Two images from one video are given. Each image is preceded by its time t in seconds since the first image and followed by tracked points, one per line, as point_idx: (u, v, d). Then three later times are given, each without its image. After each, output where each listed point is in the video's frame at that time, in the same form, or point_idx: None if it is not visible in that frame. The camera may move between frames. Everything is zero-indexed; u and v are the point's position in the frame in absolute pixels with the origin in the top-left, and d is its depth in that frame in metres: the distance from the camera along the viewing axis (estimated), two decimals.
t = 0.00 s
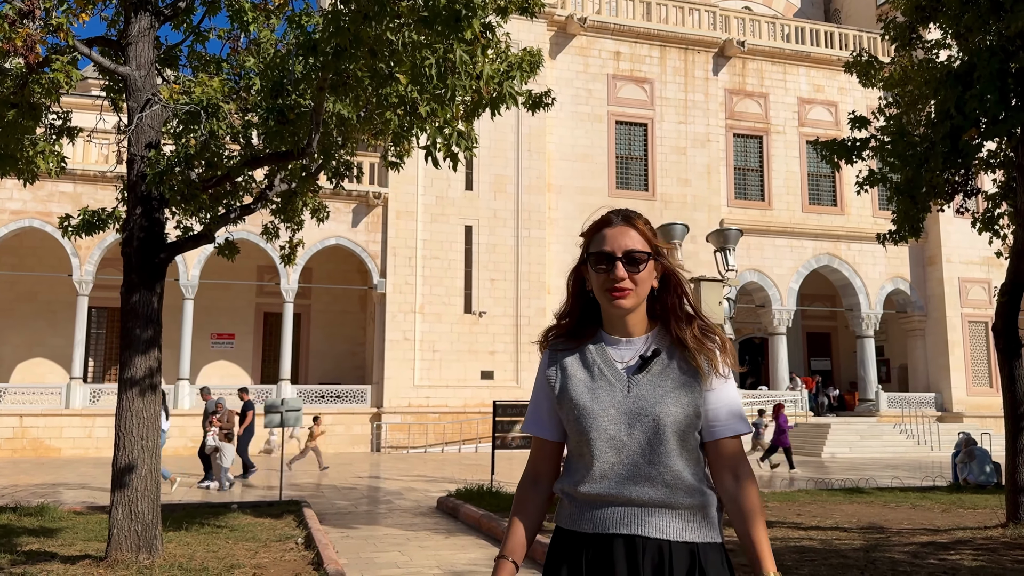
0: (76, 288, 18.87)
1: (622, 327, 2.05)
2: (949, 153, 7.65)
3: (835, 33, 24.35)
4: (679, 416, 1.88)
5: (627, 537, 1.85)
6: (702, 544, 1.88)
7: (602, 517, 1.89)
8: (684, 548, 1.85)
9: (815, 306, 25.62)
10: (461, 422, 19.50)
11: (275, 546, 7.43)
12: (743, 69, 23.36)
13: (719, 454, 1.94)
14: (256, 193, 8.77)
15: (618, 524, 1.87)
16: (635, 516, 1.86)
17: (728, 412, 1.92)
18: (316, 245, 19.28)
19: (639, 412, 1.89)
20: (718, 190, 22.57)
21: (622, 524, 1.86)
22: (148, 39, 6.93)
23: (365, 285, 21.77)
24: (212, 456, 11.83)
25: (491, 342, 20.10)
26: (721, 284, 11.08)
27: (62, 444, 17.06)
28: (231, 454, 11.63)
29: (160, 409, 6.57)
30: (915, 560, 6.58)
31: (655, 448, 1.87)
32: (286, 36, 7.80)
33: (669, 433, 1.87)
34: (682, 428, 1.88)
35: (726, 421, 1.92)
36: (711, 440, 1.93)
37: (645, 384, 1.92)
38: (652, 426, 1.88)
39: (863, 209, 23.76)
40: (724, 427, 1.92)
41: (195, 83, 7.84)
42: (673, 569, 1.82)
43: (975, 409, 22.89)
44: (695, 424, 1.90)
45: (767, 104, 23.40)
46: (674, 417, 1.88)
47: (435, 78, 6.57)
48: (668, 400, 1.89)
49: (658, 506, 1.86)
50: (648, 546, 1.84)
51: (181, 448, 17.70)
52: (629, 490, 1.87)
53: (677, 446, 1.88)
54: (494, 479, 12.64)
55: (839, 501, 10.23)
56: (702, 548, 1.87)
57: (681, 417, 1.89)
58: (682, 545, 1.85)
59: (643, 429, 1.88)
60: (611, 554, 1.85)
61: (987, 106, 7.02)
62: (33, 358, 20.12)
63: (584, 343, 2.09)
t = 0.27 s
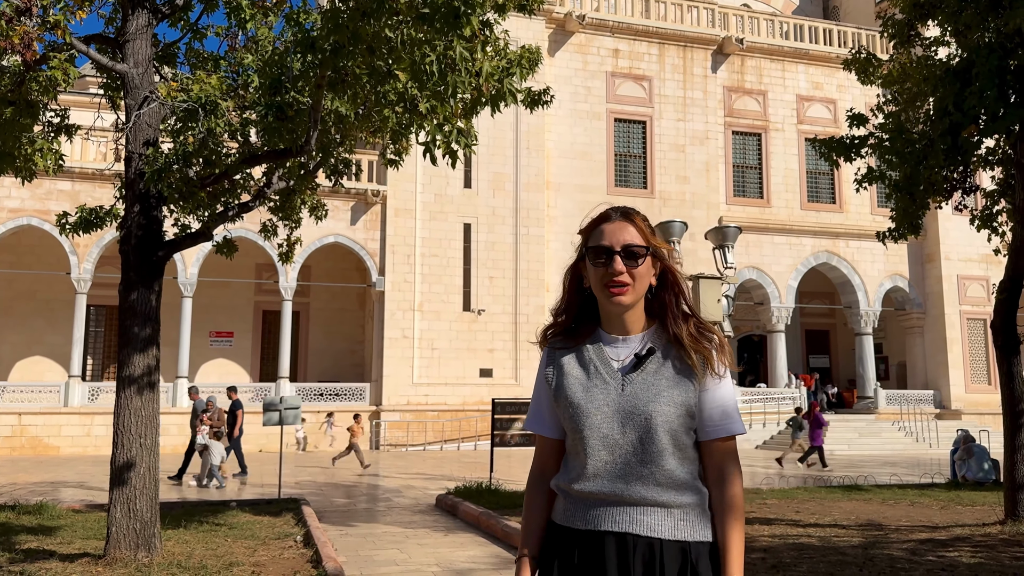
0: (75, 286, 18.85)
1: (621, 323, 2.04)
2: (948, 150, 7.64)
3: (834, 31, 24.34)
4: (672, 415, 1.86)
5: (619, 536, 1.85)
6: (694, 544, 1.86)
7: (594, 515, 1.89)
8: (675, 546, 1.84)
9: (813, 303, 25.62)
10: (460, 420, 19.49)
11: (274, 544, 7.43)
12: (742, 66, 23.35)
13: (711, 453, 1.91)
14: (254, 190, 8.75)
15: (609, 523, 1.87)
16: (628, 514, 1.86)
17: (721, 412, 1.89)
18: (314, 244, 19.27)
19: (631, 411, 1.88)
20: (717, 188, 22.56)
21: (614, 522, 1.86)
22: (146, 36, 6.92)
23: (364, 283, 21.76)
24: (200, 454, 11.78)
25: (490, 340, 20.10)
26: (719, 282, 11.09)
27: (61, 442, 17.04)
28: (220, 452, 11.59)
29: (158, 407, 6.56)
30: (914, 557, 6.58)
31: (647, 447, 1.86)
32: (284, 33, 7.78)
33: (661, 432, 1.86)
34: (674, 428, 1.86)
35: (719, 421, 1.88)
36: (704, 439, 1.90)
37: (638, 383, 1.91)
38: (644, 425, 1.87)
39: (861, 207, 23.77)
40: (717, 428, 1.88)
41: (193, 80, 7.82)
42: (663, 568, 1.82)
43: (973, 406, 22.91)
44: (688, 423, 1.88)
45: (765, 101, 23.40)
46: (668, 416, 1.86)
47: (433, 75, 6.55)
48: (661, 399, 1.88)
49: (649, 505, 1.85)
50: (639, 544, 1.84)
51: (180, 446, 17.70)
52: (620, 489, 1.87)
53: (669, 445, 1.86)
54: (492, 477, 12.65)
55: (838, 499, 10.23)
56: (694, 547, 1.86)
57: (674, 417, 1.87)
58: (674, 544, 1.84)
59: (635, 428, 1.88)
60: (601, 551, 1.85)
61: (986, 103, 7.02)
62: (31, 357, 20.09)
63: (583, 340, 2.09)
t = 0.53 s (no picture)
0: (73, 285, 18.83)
1: (616, 322, 2.03)
2: (947, 148, 7.62)
3: (833, 29, 24.34)
4: (663, 414, 1.85)
5: (610, 533, 1.86)
6: (687, 542, 1.85)
7: (588, 512, 1.90)
8: (666, 545, 1.83)
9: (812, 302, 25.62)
10: (459, 419, 19.49)
11: (273, 542, 7.43)
12: (741, 65, 23.35)
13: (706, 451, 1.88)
14: (252, 189, 8.74)
15: (602, 521, 1.87)
16: (620, 513, 1.86)
17: (716, 410, 1.87)
18: (313, 242, 19.26)
19: (624, 410, 1.88)
20: (715, 186, 22.55)
21: (606, 520, 1.86)
22: (144, 34, 6.89)
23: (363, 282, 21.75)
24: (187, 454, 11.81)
25: (489, 339, 20.09)
26: (718, 280, 11.10)
27: (60, 441, 17.03)
28: (209, 452, 11.67)
29: (157, 405, 6.56)
30: (913, 555, 6.59)
31: (639, 446, 1.86)
32: (282, 32, 7.76)
33: (653, 431, 1.85)
34: (666, 427, 1.85)
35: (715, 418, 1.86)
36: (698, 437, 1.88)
37: (630, 382, 1.90)
38: (636, 423, 1.86)
39: (860, 205, 23.78)
40: (712, 426, 1.86)
41: (192, 79, 7.81)
42: (653, 567, 1.81)
43: (972, 405, 22.93)
44: (681, 422, 1.87)
45: (764, 100, 23.40)
46: (660, 415, 1.85)
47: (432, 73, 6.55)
48: (653, 398, 1.86)
49: (640, 504, 1.85)
50: (630, 543, 1.83)
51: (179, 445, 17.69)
52: (612, 487, 1.87)
53: (661, 444, 1.85)
54: (491, 475, 12.65)
55: (836, 497, 10.24)
56: (686, 545, 1.84)
57: (667, 416, 1.86)
58: (666, 542, 1.83)
59: (627, 426, 1.87)
60: (594, 549, 1.86)
61: (985, 101, 7.02)
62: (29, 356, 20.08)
63: (580, 339, 2.09)
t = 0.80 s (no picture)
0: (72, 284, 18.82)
1: (612, 320, 2.03)
2: (945, 148, 7.63)
3: (832, 28, 24.34)
4: (660, 412, 1.86)
5: (608, 533, 1.86)
6: (685, 541, 1.85)
7: (585, 512, 1.90)
8: (664, 544, 1.84)
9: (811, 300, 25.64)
10: (458, 418, 19.49)
11: (272, 542, 7.43)
12: (740, 64, 23.36)
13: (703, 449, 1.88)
14: (252, 189, 8.74)
15: (600, 520, 1.88)
16: (617, 513, 1.86)
17: (712, 408, 1.87)
18: (312, 242, 19.25)
19: (620, 409, 1.89)
20: (714, 186, 22.55)
21: (604, 520, 1.87)
22: (143, 34, 6.89)
23: (362, 281, 21.75)
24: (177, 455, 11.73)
25: (489, 338, 20.09)
26: (718, 280, 11.10)
27: (59, 441, 17.03)
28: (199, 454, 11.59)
29: (156, 405, 6.55)
30: (912, 554, 6.59)
31: (636, 445, 1.86)
32: (281, 31, 7.75)
33: (650, 431, 1.85)
34: (664, 425, 1.85)
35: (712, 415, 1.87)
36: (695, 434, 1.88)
37: (627, 380, 1.90)
38: (633, 422, 1.87)
39: (859, 204, 23.79)
40: (709, 424, 1.86)
41: (190, 78, 7.80)
42: (651, 567, 1.81)
43: (971, 404, 22.94)
44: (679, 421, 1.87)
45: (763, 99, 23.41)
46: (657, 413, 1.86)
47: (432, 74, 6.55)
48: (650, 396, 1.87)
49: (638, 503, 1.85)
50: (628, 543, 1.84)
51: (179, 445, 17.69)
52: (609, 487, 1.87)
53: (658, 443, 1.85)
54: (491, 474, 12.66)
55: (836, 496, 10.25)
56: (683, 544, 1.84)
57: (664, 415, 1.86)
58: (664, 540, 1.84)
59: (624, 425, 1.88)
60: (591, 549, 1.87)
61: (983, 100, 7.03)
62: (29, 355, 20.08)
63: (577, 339, 2.09)
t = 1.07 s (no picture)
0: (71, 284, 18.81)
1: (607, 317, 2.03)
2: (944, 147, 7.64)
3: (830, 28, 24.35)
4: (660, 409, 1.85)
5: (609, 533, 1.86)
6: (684, 538, 1.85)
7: (585, 511, 1.90)
8: (665, 543, 1.84)
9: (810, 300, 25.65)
10: (458, 418, 19.49)
11: (272, 542, 7.43)
12: (738, 63, 23.37)
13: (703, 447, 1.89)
14: (251, 189, 8.73)
15: (599, 519, 1.87)
16: (617, 511, 1.86)
17: (710, 404, 1.88)
18: (312, 242, 19.25)
19: (618, 406, 1.88)
20: (714, 185, 22.55)
21: (604, 519, 1.87)
22: (142, 34, 6.88)
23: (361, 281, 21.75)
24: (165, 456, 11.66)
25: (488, 338, 20.10)
26: (717, 279, 11.10)
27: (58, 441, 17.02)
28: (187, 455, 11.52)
29: (156, 405, 6.55)
30: (911, 554, 6.59)
31: (635, 442, 1.86)
32: (280, 32, 7.75)
33: (648, 428, 1.85)
34: (662, 422, 1.86)
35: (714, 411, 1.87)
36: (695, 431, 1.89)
37: (624, 377, 1.90)
38: (632, 419, 1.86)
39: (858, 204, 23.80)
40: (707, 421, 1.87)
41: (189, 78, 7.79)
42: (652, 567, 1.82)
43: (970, 403, 22.95)
44: (677, 418, 1.87)
45: (762, 99, 23.42)
46: (655, 410, 1.86)
47: (431, 74, 6.55)
48: (648, 392, 1.87)
49: (638, 501, 1.85)
50: (629, 542, 1.84)
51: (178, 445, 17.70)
52: (608, 487, 1.87)
53: (657, 440, 1.85)
54: (490, 473, 12.67)
55: (835, 495, 10.26)
56: (683, 541, 1.85)
57: (663, 412, 1.86)
58: (665, 539, 1.84)
59: (622, 423, 1.87)
60: (592, 548, 1.86)
61: (982, 100, 7.03)
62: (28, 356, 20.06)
63: (571, 336, 2.09)
